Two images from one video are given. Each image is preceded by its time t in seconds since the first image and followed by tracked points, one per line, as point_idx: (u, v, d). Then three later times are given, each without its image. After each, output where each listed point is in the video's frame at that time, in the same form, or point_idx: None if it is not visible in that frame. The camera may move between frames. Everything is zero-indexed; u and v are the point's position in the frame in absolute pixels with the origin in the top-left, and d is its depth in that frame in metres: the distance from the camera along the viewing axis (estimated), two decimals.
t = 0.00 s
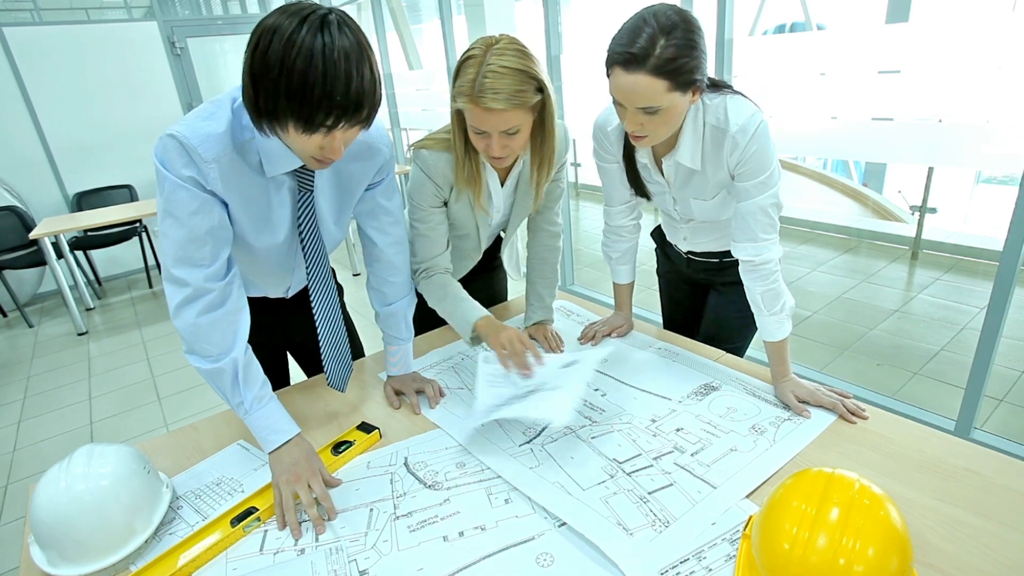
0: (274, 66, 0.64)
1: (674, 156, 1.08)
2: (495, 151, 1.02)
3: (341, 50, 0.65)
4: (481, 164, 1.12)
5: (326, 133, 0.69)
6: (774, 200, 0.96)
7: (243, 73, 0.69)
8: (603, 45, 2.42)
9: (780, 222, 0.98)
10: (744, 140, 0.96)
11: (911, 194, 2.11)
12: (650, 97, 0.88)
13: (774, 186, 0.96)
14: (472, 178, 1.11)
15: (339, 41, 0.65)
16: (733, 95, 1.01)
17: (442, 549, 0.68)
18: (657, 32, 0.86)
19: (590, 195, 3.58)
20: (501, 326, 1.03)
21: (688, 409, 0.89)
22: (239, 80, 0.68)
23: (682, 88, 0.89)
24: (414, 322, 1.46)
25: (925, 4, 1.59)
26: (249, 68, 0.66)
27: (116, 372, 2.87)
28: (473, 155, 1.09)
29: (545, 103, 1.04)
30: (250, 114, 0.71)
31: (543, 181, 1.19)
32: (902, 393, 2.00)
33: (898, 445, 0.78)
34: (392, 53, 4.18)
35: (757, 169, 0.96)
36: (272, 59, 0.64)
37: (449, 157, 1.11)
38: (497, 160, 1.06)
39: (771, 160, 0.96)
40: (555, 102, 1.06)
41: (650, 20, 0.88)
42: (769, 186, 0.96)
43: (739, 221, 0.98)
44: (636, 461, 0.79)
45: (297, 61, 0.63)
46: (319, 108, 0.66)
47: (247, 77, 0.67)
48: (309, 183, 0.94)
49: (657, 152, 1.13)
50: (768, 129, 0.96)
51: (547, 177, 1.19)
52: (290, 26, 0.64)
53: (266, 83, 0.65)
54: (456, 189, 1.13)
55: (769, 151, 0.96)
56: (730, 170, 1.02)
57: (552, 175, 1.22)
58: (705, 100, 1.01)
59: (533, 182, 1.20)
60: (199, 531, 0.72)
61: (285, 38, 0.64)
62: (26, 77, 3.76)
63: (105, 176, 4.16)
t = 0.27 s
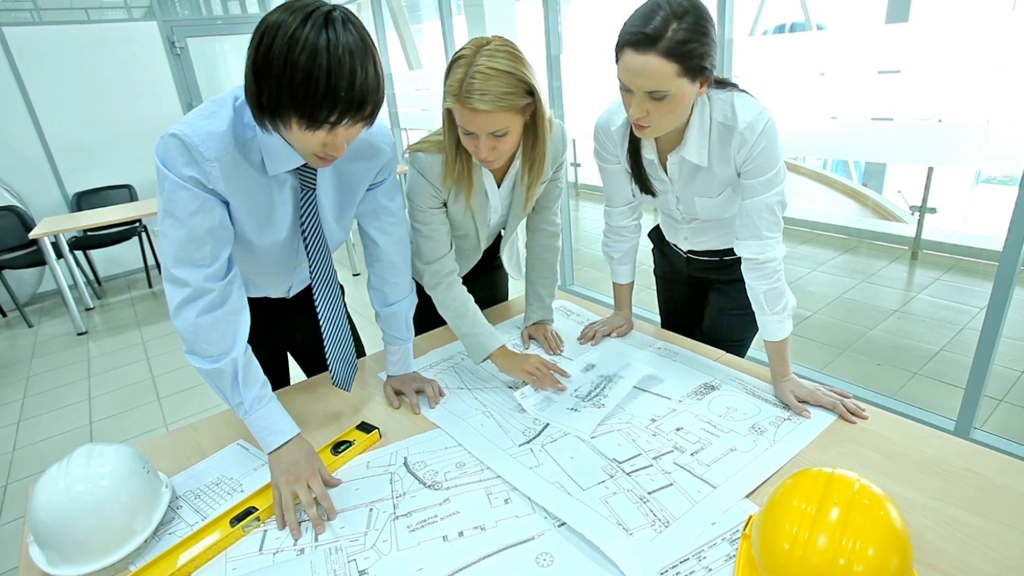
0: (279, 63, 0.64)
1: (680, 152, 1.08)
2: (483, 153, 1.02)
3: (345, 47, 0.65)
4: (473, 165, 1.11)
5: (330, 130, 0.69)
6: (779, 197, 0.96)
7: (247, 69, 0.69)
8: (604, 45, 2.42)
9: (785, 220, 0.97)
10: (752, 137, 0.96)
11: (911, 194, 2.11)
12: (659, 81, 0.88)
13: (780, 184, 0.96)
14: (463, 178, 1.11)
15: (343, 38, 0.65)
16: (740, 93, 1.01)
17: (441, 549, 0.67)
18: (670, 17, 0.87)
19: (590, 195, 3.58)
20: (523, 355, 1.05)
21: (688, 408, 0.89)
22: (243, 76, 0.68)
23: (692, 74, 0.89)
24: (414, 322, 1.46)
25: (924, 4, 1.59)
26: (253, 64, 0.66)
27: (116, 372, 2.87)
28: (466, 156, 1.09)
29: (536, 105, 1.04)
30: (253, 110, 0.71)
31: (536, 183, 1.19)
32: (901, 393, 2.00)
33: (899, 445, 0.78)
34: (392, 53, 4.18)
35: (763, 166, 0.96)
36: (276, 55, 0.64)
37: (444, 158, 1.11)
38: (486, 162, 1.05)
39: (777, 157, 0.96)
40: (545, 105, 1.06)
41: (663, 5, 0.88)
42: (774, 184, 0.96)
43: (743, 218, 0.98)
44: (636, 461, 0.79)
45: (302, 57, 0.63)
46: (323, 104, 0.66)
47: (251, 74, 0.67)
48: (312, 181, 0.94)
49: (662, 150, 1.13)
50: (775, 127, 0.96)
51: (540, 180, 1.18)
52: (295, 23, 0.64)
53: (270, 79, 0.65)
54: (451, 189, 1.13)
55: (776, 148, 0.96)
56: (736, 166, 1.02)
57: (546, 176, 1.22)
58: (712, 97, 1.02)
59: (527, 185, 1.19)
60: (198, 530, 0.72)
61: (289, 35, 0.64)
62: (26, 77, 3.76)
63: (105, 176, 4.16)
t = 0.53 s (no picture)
0: (285, 63, 0.64)
1: (682, 151, 1.07)
2: (479, 158, 1.02)
3: (351, 47, 0.65)
4: (470, 167, 1.12)
5: (336, 130, 0.70)
6: (782, 196, 0.96)
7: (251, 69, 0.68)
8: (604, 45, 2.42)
9: (787, 220, 0.97)
10: (754, 137, 0.97)
11: (911, 194, 2.11)
12: (642, 69, 0.88)
13: (782, 182, 0.96)
14: (461, 179, 1.11)
15: (349, 38, 0.65)
16: (743, 92, 1.01)
17: (441, 549, 0.67)
18: (659, 8, 0.88)
19: (591, 195, 3.58)
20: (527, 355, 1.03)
21: (688, 409, 0.89)
22: (248, 77, 0.68)
23: (676, 66, 0.89)
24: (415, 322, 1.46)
25: (924, 5, 1.60)
26: (259, 64, 0.66)
27: (115, 372, 2.86)
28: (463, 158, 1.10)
29: (531, 113, 1.04)
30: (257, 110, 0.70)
31: (533, 183, 1.18)
32: (901, 393, 2.00)
33: (898, 445, 0.78)
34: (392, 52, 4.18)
35: (766, 165, 0.96)
36: (283, 56, 0.64)
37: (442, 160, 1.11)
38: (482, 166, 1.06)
39: (780, 156, 0.96)
40: (541, 109, 1.06)
41: None
42: (777, 183, 0.96)
43: (746, 217, 0.98)
44: (636, 462, 0.79)
45: (309, 58, 0.63)
46: (331, 105, 0.66)
47: (256, 74, 0.67)
48: (314, 181, 0.93)
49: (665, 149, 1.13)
50: (778, 126, 0.96)
51: (536, 181, 1.18)
52: (300, 24, 0.64)
53: (275, 79, 0.65)
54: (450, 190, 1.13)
55: (779, 146, 0.96)
56: (738, 164, 1.02)
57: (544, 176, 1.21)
58: (713, 96, 1.02)
59: (523, 185, 1.19)
60: (198, 531, 0.72)
61: (295, 36, 0.63)
62: (26, 77, 3.76)
63: (105, 176, 4.16)
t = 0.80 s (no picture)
0: (292, 65, 0.64)
1: (678, 157, 1.07)
2: (484, 150, 1.02)
3: (358, 48, 0.65)
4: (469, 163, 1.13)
5: (344, 129, 0.70)
6: (776, 197, 0.96)
7: (255, 72, 0.68)
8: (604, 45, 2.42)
9: (783, 220, 0.97)
10: (746, 139, 0.97)
11: (911, 194, 2.12)
12: (615, 101, 0.89)
13: (777, 183, 0.96)
14: (458, 176, 1.12)
15: (355, 39, 0.65)
16: (734, 95, 1.01)
17: (442, 549, 0.67)
18: (620, 38, 0.88)
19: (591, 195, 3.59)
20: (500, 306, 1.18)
21: (688, 409, 0.89)
22: (253, 80, 0.68)
23: (648, 93, 0.89)
24: (416, 322, 1.47)
25: (924, 5, 1.60)
26: (264, 67, 0.66)
27: (115, 373, 2.86)
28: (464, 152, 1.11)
29: (534, 96, 1.04)
30: (261, 112, 0.70)
31: (535, 177, 1.19)
32: (901, 392, 2.00)
33: (898, 445, 0.78)
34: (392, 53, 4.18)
35: (760, 166, 0.96)
36: (289, 58, 0.63)
37: (441, 156, 1.13)
38: (486, 160, 1.06)
39: (773, 157, 0.96)
40: (541, 101, 1.06)
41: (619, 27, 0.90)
42: (772, 183, 0.96)
43: (741, 219, 0.98)
44: (636, 461, 0.79)
45: (317, 59, 0.63)
46: (341, 105, 0.66)
47: (262, 77, 0.66)
48: (316, 181, 0.93)
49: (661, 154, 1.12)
50: (772, 126, 0.96)
51: (539, 174, 1.18)
52: (306, 25, 0.64)
53: (282, 81, 0.65)
54: (449, 187, 1.15)
55: (771, 148, 0.96)
56: (732, 166, 1.02)
57: (544, 174, 1.22)
58: (704, 101, 1.02)
59: (525, 179, 1.20)
60: (198, 531, 0.72)
61: (302, 37, 0.63)
62: (26, 77, 3.76)
63: (105, 176, 4.16)
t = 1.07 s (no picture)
0: (296, 66, 0.64)
1: (679, 150, 1.08)
2: (484, 146, 1.02)
3: (361, 46, 0.65)
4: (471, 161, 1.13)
5: (349, 128, 0.70)
6: (779, 195, 0.96)
7: (256, 74, 0.67)
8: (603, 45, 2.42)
9: (785, 220, 0.97)
10: (751, 135, 0.97)
11: (911, 194, 2.12)
12: (621, 88, 0.89)
13: (779, 182, 0.96)
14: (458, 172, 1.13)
15: (357, 38, 0.65)
16: (740, 90, 1.01)
17: (441, 548, 0.67)
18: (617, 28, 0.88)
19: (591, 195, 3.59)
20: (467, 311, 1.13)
21: (688, 408, 0.89)
22: (255, 81, 0.67)
23: (653, 77, 0.89)
24: (416, 322, 1.47)
25: (924, 5, 1.60)
26: (265, 70, 0.65)
27: (115, 372, 2.86)
28: (465, 148, 1.11)
29: (535, 95, 1.05)
30: (263, 113, 0.70)
31: (539, 174, 1.19)
32: (901, 392, 1.99)
33: (898, 445, 0.78)
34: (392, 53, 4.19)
35: (764, 164, 0.96)
36: (293, 59, 0.63)
37: (442, 152, 1.13)
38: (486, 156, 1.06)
39: (777, 156, 0.96)
40: (543, 96, 1.06)
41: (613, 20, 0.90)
42: (774, 182, 0.96)
43: (743, 216, 0.98)
44: (636, 460, 0.79)
45: (320, 59, 0.63)
46: (346, 104, 0.67)
47: (264, 79, 0.66)
48: (315, 181, 0.93)
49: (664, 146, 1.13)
50: (776, 125, 0.96)
51: (542, 171, 1.19)
52: (307, 25, 0.64)
53: (285, 82, 0.65)
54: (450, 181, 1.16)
55: (777, 146, 0.96)
56: (734, 162, 1.03)
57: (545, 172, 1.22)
58: (709, 94, 1.02)
59: (525, 174, 1.21)
60: (198, 531, 0.72)
61: (304, 38, 0.63)
62: (26, 77, 3.76)
63: (105, 176, 4.16)
